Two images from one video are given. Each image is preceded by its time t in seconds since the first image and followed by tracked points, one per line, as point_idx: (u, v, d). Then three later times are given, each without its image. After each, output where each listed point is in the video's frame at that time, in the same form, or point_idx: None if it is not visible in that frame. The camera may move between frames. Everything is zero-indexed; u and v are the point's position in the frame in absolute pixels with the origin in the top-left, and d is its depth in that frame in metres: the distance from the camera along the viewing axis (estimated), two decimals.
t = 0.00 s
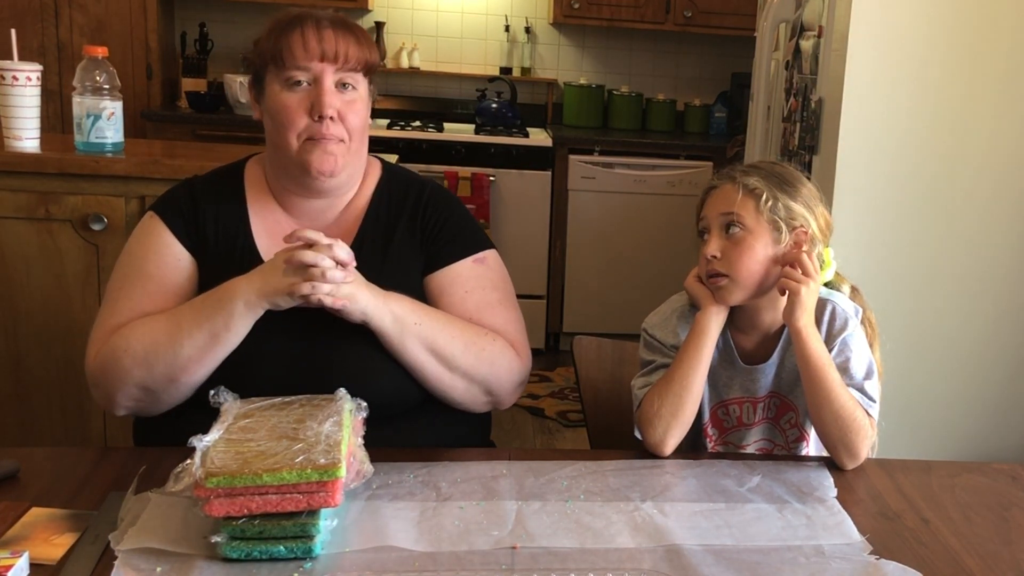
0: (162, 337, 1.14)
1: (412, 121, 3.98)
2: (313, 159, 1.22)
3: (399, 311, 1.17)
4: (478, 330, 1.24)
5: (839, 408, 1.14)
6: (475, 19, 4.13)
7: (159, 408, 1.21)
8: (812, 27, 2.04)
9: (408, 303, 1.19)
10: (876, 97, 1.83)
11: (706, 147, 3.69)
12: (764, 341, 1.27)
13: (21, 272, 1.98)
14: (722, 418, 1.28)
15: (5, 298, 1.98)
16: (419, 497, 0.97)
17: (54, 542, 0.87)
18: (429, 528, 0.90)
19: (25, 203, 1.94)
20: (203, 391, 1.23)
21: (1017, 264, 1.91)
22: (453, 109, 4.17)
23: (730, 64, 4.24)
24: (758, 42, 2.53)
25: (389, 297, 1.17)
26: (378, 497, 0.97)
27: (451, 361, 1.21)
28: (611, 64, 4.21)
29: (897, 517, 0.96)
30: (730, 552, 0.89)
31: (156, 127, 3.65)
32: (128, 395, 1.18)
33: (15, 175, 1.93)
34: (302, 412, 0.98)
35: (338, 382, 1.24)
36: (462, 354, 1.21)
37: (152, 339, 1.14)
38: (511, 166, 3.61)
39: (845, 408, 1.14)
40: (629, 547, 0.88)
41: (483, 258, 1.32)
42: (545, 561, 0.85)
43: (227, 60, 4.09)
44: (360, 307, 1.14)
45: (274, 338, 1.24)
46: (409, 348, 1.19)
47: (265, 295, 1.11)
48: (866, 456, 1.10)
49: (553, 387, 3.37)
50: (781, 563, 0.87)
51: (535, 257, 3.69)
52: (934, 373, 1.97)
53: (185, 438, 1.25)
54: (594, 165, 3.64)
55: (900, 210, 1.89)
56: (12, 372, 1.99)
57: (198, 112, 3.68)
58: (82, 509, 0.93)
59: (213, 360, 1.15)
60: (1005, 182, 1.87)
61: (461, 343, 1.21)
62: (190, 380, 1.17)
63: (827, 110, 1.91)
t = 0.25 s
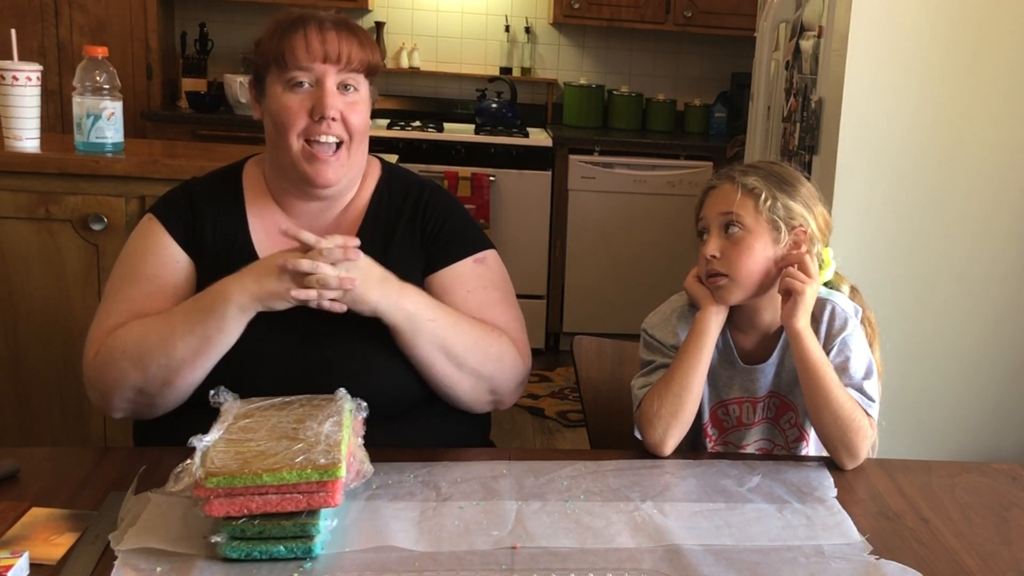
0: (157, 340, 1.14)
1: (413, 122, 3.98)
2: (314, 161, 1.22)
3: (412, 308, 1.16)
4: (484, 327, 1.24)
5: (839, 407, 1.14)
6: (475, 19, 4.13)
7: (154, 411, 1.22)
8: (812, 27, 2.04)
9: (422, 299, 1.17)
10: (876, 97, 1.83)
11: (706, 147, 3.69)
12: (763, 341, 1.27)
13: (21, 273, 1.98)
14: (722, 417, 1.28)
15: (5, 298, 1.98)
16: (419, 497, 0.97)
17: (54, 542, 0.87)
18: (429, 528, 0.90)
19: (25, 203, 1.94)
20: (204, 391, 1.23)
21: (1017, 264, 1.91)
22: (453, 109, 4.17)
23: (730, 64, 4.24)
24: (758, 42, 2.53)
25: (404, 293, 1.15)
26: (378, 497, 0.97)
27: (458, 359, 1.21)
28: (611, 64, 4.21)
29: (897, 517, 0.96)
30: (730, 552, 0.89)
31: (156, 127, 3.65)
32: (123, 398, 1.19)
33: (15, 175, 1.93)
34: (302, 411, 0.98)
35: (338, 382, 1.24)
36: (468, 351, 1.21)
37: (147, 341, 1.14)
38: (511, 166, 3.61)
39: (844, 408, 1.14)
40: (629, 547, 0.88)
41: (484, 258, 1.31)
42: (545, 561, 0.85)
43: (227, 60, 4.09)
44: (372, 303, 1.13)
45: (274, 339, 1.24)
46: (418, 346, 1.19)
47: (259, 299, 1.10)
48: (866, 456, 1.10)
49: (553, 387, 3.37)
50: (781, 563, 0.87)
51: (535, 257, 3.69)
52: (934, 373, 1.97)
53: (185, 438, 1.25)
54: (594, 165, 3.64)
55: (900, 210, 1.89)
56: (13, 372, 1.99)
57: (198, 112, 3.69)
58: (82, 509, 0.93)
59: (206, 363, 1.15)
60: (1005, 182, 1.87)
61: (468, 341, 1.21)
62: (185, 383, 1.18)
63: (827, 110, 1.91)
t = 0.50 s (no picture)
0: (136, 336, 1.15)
1: (412, 121, 3.98)
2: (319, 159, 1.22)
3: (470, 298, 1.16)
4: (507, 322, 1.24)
5: (839, 407, 1.14)
6: (475, 19, 4.13)
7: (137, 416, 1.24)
8: (812, 27, 2.04)
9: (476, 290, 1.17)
10: (876, 97, 1.83)
11: (706, 147, 3.69)
12: (763, 341, 1.27)
13: (21, 273, 1.98)
14: (721, 417, 1.28)
15: (5, 298, 1.98)
16: (419, 497, 0.97)
17: (54, 542, 0.87)
18: (429, 528, 0.90)
19: (25, 203, 1.94)
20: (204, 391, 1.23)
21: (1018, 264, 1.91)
22: (453, 109, 4.17)
23: (730, 64, 4.24)
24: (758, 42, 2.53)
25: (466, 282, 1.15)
26: (378, 497, 0.97)
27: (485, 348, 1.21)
28: (611, 64, 4.21)
29: (898, 517, 0.96)
30: (730, 552, 0.89)
31: (156, 127, 3.65)
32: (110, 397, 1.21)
33: (15, 175, 1.93)
34: (301, 411, 0.98)
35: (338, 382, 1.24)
36: (496, 344, 1.22)
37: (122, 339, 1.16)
38: (511, 166, 3.61)
39: (844, 409, 1.14)
40: (629, 547, 0.88)
41: (492, 259, 1.32)
42: (545, 561, 0.85)
43: (227, 60, 4.09)
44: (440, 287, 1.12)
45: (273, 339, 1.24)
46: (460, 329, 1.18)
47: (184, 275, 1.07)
48: (865, 456, 1.10)
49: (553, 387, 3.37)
50: (781, 563, 0.87)
51: (535, 257, 3.69)
52: (935, 373, 1.97)
53: (185, 438, 1.25)
54: (594, 165, 3.64)
55: (901, 210, 1.89)
56: (13, 372, 1.99)
57: (198, 112, 3.69)
58: (82, 509, 0.93)
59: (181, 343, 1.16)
60: (1007, 182, 1.87)
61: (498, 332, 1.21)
62: (163, 384, 1.20)
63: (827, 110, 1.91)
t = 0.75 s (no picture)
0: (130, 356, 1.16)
1: (412, 121, 3.98)
2: (322, 163, 1.22)
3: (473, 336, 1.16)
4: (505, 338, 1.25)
5: (838, 407, 1.14)
6: (475, 19, 4.13)
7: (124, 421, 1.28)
8: (812, 27, 2.04)
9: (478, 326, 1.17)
10: (876, 97, 1.83)
11: (706, 147, 3.69)
12: (762, 341, 1.27)
13: (20, 273, 1.98)
14: (721, 417, 1.28)
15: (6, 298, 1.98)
16: (419, 497, 0.97)
17: (54, 542, 0.87)
18: (429, 528, 0.90)
19: (25, 203, 1.94)
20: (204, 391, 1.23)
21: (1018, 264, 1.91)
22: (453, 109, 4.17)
23: (730, 64, 4.24)
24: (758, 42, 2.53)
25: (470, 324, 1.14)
26: (378, 497, 0.97)
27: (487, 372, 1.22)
28: (611, 64, 4.21)
29: (897, 517, 0.96)
30: (730, 552, 0.89)
31: (156, 127, 3.65)
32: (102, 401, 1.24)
33: (15, 175, 1.94)
34: (301, 411, 0.98)
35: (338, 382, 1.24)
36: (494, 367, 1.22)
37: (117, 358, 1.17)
38: (511, 166, 3.61)
39: (844, 409, 1.14)
40: (629, 547, 0.88)
41: (492, 262, 1.33)
42: (545, 561, 0.85)
43: (227, 60, 4.08)
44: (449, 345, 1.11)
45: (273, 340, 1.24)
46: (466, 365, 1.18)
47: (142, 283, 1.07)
48: (865, 456, 1.10)
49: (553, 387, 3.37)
50: (781, 563, 0.87)
51: (535, 257, 3.69)
52: (935, 373, 1.97)
53: (185, 438, 1.25)
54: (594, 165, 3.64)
55: (902, 210, 1.89)
56: (13, 373, 1.99)
57: (198, 112, 3.69)
58: (82, 509, 0.93)
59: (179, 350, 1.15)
60: (1007, 182, 1.87)
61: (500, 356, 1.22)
62: (149, 393, 1.22)
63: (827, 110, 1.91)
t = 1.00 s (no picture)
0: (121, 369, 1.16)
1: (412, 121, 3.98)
2: (310, 164, 1.22)
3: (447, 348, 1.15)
4: (494, 339, 1.25)
5: (838, 406, 1.14)
6: (475, 19, 4.13)
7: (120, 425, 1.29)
8: (812, 27, 2.04)
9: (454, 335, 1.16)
10: (876, 97, 1.83)
11: (706, 147, 3.69)
12: (762, 341, 1.26)
13: (21, 273, 1.98)
14: (721, 417, 1.28)
15: (5, 298, 1.98)
16: (419, 497, 0.97)
17: (53, 542, 0.87)
18: (429, 528, 0.90)
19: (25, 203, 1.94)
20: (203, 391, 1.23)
21: (1017, 264, 1.91)
22: (453, 109, 4.17)
23: (730, 64, 4.24)
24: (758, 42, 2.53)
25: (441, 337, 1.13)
26: (378, 497, 0.97)
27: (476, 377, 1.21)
28: (611, 64, 4.21)
29: (898, 517, 0.96)
30: (730, 552, 0.89)
31: (156, 127, 3.65)
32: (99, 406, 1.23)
33: (15, 175, 1.94)
34: (301, 411, 0.98)
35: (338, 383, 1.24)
36: (480, 376, 1.22)
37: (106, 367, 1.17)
38: (511, 166, 3.61)
39: (843, 409, 1.14)
40: (629, 547, 0.88)
41: (486, 256, 1.31)
42: (545, 561, 0.85)
43: (227, 60, 4.08)
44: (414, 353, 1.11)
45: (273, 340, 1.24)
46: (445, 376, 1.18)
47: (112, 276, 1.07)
48: (865, 456, 1.10)
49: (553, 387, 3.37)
50: (781, 563, 0.87)
51: (535, 257, 3.69)
52: (934, 373, 1.97)
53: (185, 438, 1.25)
54: (594, 165, 3.64)
55: (901, 210, 1.89)
56: (12, 373, 1.99)
57: (198, 112, 3.69)
58: (82, 509, 0.93)
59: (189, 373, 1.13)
60: (1006, 182, 1.87)
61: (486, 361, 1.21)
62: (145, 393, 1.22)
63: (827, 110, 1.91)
